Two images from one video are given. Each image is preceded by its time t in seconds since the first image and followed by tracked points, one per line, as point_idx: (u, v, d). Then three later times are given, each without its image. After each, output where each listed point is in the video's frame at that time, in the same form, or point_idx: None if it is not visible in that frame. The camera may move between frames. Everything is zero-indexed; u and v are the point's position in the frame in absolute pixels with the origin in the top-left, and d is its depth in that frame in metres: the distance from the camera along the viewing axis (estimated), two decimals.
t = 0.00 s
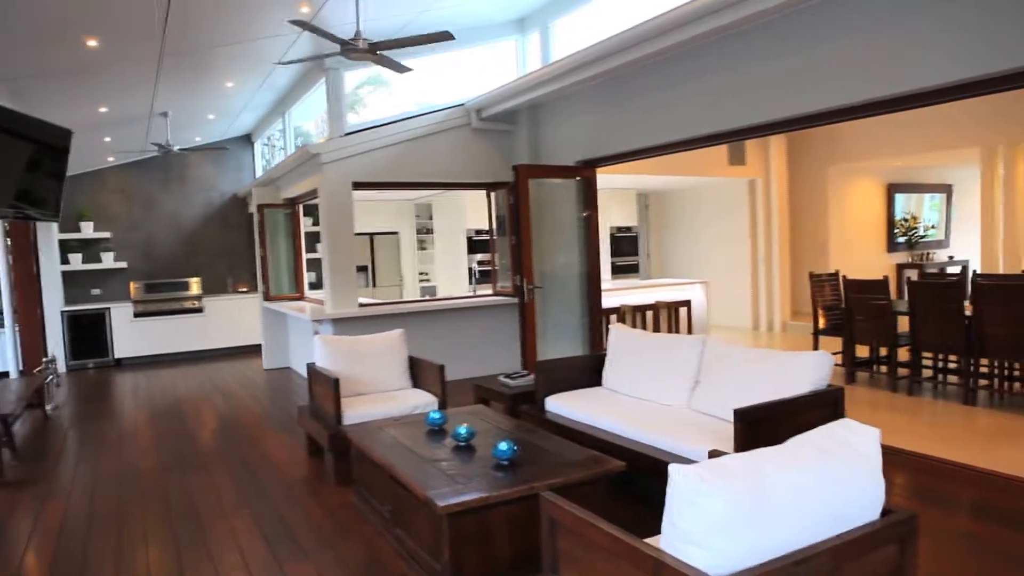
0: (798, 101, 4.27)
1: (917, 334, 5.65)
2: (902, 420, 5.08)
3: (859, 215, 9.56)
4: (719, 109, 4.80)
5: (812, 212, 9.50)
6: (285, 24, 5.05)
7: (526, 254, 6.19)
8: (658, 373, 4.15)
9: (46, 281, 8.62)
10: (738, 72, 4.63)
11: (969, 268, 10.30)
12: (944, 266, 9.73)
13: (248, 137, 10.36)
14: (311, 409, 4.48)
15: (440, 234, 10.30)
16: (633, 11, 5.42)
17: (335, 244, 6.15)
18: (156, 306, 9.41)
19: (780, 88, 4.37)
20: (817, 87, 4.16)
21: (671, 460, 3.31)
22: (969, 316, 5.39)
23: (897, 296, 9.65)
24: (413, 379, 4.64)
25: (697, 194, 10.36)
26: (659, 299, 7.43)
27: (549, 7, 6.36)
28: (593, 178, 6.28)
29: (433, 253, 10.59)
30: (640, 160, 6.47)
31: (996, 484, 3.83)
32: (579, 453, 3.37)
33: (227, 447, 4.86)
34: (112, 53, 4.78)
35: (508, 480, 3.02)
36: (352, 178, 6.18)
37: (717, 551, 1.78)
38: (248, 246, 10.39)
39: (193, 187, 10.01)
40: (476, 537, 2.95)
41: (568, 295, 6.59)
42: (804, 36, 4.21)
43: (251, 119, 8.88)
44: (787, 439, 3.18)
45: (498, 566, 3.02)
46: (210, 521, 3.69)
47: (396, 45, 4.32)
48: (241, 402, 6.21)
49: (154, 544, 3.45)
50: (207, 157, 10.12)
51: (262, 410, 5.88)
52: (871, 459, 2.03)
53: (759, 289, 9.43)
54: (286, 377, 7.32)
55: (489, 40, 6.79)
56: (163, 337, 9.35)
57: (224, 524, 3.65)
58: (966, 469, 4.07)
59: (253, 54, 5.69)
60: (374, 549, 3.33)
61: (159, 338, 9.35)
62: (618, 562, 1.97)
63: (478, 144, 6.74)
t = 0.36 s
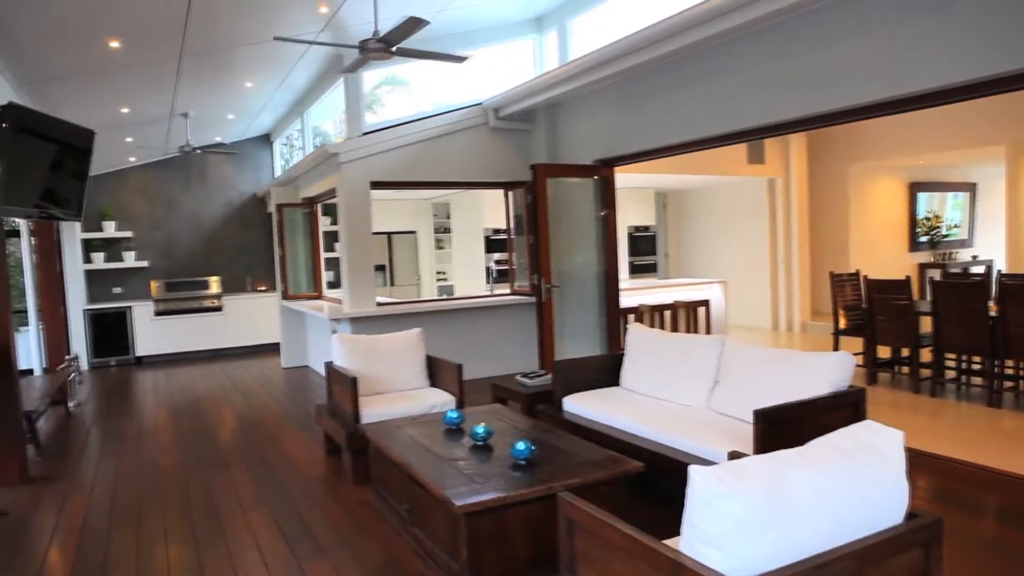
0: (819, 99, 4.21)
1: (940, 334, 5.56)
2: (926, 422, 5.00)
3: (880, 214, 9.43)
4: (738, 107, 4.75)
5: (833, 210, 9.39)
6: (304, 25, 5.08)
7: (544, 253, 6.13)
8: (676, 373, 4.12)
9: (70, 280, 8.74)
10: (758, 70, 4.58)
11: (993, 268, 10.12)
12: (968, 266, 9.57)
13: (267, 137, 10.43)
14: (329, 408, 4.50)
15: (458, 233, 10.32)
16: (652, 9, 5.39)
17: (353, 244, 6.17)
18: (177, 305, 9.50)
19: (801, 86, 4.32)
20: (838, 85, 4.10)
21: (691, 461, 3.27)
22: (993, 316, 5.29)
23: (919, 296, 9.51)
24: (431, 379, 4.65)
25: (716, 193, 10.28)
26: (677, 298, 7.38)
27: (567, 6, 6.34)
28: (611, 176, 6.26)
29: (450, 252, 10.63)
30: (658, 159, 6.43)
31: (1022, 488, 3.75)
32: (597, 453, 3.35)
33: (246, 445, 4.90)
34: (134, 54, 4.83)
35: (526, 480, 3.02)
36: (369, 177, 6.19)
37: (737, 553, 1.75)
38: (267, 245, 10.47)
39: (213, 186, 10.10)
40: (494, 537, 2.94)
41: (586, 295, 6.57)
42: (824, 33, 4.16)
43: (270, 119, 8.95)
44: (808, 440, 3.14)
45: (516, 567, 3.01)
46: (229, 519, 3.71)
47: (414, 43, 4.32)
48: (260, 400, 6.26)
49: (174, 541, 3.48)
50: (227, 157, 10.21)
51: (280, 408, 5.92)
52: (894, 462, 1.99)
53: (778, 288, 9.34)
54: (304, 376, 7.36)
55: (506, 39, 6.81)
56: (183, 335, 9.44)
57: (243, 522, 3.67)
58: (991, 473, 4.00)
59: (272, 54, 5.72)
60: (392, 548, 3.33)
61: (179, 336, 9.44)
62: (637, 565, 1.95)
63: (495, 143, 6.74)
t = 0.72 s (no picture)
0: (843, 96, 4.15)
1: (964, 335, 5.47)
2: (952, 424, 4.91)
3: (903, 212, 9.30)
4: (760, 105, 4.70)
5: (855, 209, 9.28)
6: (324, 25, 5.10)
7: (563, 253, 6.16)
8: (696, 373, 4.09)
9: (94, 279, 8.87)
10: (781, 67, 4.52)
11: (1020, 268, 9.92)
12: (994, 265, 9.39)
13: (286, 137, 10.50)
14: (349, 407, 4.51)
15: (476, 232, 10.34)
16: (673, 6, 5.33)
17: (372, 244, 6.19)
18: (197, 303, 9.58)
19: (824, 83, 4.25)
20: (861, 82, 4.04)
21: (712, 462, 3.24)
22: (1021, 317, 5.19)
23: (943, 296, 9.36)
24: (450, 378, 4.65)
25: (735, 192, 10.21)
26: (697, 298, 7.33)
27: (586, 5, 6.32)
28: (630, 174, 6.21)
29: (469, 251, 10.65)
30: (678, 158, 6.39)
31: None
32: (616, 453, 3.33)
33: (266, 443, 4.93)
34: (156, 55, 4.88)
35: (545, 480, 3.01)
36: (389, 177, 6.21)
37: (761, 557, 1.73)
38: (287, 245, 10.55)
39: (233, 186, 10.19)
40: (513, 537, 2.93)
41: (605, 294, 6.55)
42: (848, 30, 4.09)
43: (290, 118, 9.01)
44: (831, 443, 3.10)
45: (535, 567, 3.00)
46: (249, 516, 3.74)
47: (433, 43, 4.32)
48: (280, 398, 6.30)
49: (196, 537, 3.51)
50: (247, 157, 10.30)
51: (300, 406, 5.96)
52: (920, 465, 1.95)
53: (799, 288, 9.25)
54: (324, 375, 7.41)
55: (527, 38, 6.79)
56: (203, 333, 9.54)
57: (263, 518, 3.70)
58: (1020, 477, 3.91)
59: (292, 54, 5.76)
60: (411, 546, 3.34)
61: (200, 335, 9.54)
62: (657, 567, 1.93)
63: (514, 143, 6.73)
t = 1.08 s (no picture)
0: (868, 94, 4.08)
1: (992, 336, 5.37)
2: (981, 427, 4.82)
3: (928, 211, 9.16)
4: (783, 103, 4.64)
5: (879, 207, 9.15)
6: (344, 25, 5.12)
7: (584, 253, 6.13)
8: (718, 373, 4.05)
9: (119, 278, 9.01)
10: (804, 64, 4.46)
11: None
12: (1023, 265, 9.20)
13: (307, 136, 10.57)
14: (369, 405, 4.52)
15: (496, 230, 10.36)
16: (694, 4, 5.30)
17: (393, 243, 6.21)
18: (220, 302, 9.64)
19: (848, 80, 4.19)
20: (885, 79, 3.98)
21: (735, 464, 3.20)
22: None
23: (970, 296, 9.19)
24: (470, 377, 4.65)
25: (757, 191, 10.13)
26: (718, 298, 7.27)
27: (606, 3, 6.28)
28: (652, 174, 6.20)
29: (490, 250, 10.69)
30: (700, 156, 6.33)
31: None
32: (637, 454, 3.31)
33: (287, 441, 4.97)
34: (180, 56, 4.94)
35: (566, 480, 3.00)
36: (409, 176, 6.23)
37: (784, 561, 1.70)
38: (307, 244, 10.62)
39: (255, 186, 10.28)
40: (533, 537, 2.92)
41: (625, 294, 6.52)
42: (873, 26, 4.03)
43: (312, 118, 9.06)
44: (858, 445, 3.05)
45: (555, 568, 2.99)
46: (271, 513, 3.77)
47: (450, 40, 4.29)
48: (302, 396, 6.35)
49: (218, 533, 3.55)
50: (268, 157, 10.39)
51: (321, 405, 5.99)
52: (950, 470, 1.91)
53: (821, 288, 9.15)
54: (344, 373, 7.45)
55: (547, 37, 6.78)
56: (225, 332, 9.63)
57: (284, 516, 3.72)
58: None
59: (313, 55, 5.80)
60: (431, 546, 3.34)
61: (222, 333, 9.64)
62: (679, 569, 1.91)
63: (535, 142, 6.72)
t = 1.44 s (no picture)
0: (894, 90, 4.00)
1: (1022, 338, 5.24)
2: (1011, 430, 4.72)
3: (954, 210, 9.00)
4: (805, 100, 4.58)
5: (904, 205, 9.02)
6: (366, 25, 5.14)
7: (603, 252, 6.10)
8: (740, 373, 4.01)
9: (142, 277, 9.13)
10: (828, 61, 4.39)
11: None
12: None
13: (327, 136, 10.64)
14: (389, 404, 4.53)
15: (516, 230, 10.35)
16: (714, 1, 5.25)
17: (413, 242, 6.22)
18: (242, 301, 9.75)
19: (873, 77, 4.11)
20: (909, 76, 3.91)
21: (758, 465, 3.16)
22: None
23: (997, 296, 9.01)
24: (489, 376, 4.64)
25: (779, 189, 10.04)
26: (739, 297, 7.21)
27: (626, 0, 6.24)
28: (671, 174, 6.13)
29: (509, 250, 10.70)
30: (721, 155, 6.27)
31: None
32: (657, 454, 3.29)
33: (308, 439, 5.00)
34: (202, 57, 4.98)
35: (586, 481, 2.98)
36: (429, 175, 6.24)
37: (807, 565, 1.67)
38: (327, 243, 10.68)
39: (276, 185, 10.35)
40: (552, 538, 2.91)
41: (645, 293, 6.48)
42: (895, 23, 3.97)
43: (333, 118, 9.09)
44: (882, 448, 3.00)
45: (574, 569, 2.97)
46: (291, 511, 3.79)
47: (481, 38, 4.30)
48: (322, 394, 6.38)
49: (239, 530, 3.57)
50: (289, 156, 10.46)
51: (341, 403, 6.02)
52: (978, 474, 1.86)
53: (844, 287, 9.03)
54: (364, 371, 7.49)
55: (565, 35, 6.73)
56: (247, 330, 9.72)
57: (304, 513, 3.74)
58: None
59: (333, 55, 5.82)
60: (451, 545, 3.34)
61: (243, 331, 9.73)
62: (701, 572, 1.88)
63: (555, 141, 6.71)
